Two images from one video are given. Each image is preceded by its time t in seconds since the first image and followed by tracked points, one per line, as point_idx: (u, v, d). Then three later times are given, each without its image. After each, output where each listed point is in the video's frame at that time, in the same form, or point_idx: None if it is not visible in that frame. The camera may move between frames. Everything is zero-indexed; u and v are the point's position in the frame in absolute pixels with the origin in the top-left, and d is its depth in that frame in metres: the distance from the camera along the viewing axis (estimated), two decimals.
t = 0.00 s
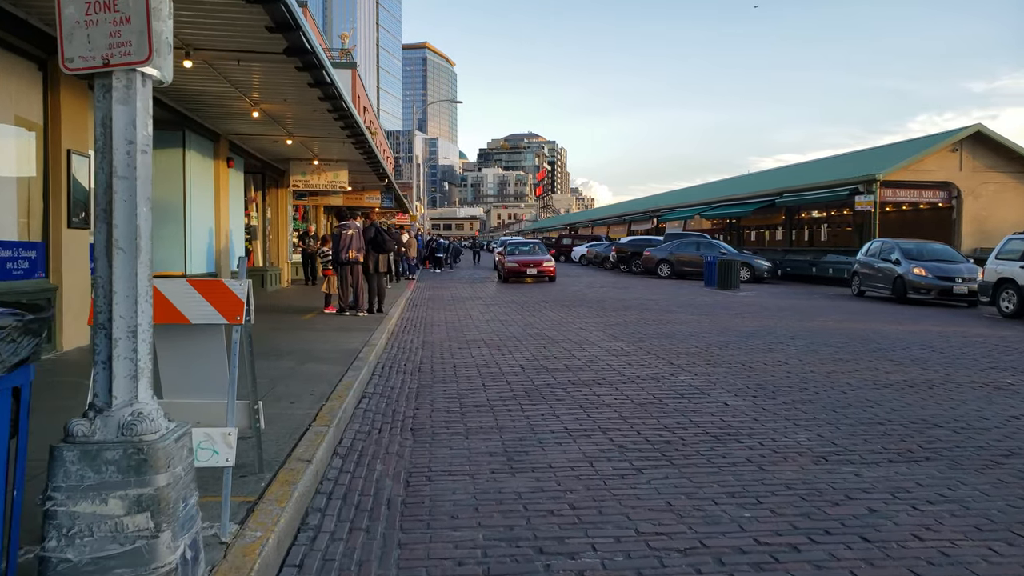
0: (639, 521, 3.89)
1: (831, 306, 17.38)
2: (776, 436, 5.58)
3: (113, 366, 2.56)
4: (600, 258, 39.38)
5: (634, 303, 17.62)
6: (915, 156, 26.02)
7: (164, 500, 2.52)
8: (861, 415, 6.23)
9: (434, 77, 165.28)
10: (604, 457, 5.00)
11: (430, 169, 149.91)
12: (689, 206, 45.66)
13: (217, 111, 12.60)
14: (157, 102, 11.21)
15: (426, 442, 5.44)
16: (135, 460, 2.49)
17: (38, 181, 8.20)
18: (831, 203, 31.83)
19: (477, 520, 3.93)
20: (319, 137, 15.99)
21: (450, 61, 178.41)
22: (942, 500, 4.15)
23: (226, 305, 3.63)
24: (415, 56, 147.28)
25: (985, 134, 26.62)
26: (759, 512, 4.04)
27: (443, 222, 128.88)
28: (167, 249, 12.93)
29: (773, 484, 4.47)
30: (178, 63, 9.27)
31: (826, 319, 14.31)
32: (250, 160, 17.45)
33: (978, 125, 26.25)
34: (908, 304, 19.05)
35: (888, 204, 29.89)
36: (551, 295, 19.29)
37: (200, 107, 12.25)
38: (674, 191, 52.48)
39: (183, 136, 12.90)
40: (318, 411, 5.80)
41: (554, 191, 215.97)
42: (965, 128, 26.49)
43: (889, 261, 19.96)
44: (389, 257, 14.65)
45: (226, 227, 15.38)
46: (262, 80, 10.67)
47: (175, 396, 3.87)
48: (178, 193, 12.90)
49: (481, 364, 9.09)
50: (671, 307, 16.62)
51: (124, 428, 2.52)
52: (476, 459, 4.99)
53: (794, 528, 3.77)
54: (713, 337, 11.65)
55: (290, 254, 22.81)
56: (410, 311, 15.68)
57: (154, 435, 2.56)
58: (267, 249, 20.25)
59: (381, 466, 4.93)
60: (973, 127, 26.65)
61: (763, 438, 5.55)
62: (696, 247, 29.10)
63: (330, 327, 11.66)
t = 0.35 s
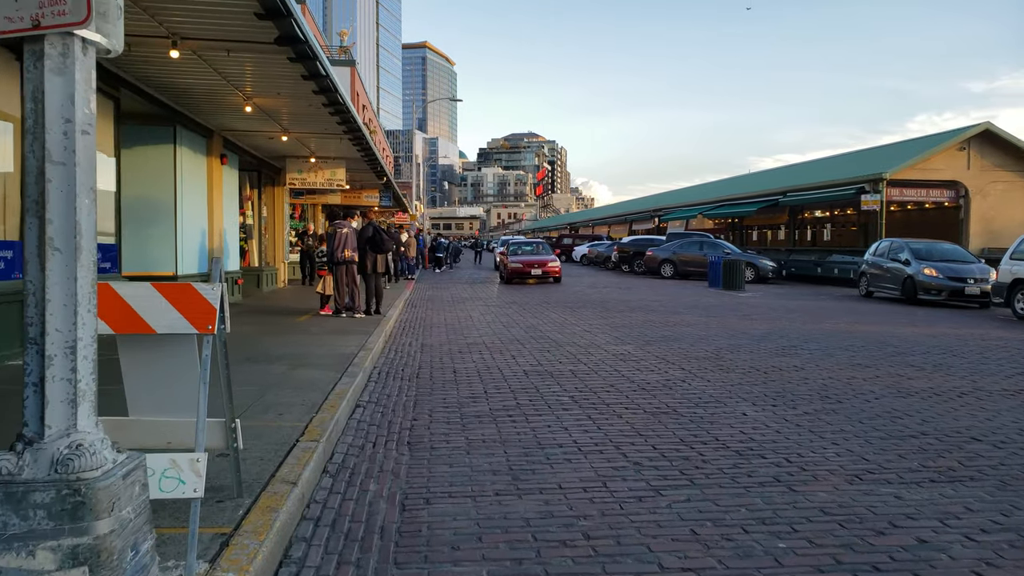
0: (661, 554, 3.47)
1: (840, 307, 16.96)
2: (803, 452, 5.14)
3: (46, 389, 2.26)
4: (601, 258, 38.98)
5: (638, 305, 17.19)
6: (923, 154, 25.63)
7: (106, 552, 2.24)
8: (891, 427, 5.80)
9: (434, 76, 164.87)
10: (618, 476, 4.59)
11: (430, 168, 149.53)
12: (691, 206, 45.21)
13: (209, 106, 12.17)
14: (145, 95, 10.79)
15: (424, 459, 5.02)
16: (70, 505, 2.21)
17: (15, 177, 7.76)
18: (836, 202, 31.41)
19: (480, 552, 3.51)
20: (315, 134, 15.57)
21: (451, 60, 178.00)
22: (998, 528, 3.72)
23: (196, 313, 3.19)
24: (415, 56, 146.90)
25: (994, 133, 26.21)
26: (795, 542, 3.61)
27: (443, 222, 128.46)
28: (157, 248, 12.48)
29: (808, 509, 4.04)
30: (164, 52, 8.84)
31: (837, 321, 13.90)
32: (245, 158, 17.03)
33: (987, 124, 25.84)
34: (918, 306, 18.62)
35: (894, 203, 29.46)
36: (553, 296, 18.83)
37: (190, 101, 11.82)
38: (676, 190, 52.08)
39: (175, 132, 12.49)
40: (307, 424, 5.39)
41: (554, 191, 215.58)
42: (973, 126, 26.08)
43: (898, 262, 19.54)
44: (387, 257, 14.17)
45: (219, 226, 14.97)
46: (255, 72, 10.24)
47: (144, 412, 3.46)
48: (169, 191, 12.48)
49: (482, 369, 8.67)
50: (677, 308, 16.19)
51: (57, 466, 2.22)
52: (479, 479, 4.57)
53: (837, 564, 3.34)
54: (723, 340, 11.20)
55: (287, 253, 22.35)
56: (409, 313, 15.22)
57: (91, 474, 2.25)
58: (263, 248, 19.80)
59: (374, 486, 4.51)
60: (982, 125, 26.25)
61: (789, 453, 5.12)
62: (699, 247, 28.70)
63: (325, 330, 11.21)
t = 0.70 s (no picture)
0: None
1: (851, 310, 16.55)
2: (840, 474, 4.70)
3: None
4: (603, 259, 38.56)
5: (644, 307, 16.77)
6: (931, 153, 25.26)
7: None
8: (930, 444, 5.37)
9: (434, 76, 164.48)
10: (641, 505, 4.16)
11: (430, 168, 149.11)
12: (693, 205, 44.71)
13: (200, 102, 11.74)
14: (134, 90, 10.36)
15: (427, 483, 4.60)
16: None
17: None
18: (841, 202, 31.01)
19: None
20: (312, 132, 15.14)
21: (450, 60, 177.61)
22: None
23: (165, 329, 2.85)
24: (414, 55, 146.49)
25: (1003, 131, 25.82)
26: None
27: (443, 222, 128.04)
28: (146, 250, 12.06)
29: (856, 545, 3.60)
30: (151, 43, 8.42)
31: (850, 324, 13.49)
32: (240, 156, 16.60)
33: (996, 122, 25.44)
34: (930, 308, 18.21)
35: (900, 203, 29.07)
36: (558, 298, 18.34)
37: (181, 96, 11.39)
38: (678, 190, 51.70)
39: (165, 128, 12.05)
40: (299, 443, 4.97)
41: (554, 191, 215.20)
42: (982, 125, 25.68)
43: (909, 263, 19.14)
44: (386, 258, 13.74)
45: (214, 226, 14.54)
46: (248, 66, 9.81)
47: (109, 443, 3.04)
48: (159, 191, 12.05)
49: (486, 377, 8.24)
50: (684, 311, 15.78)
51: None
52: (487, 507, 4.15)
53: None
54: (736, 345, 10.78)
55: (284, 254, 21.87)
56: (408, 316, 14.77)
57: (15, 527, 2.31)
58: (259, 249, 19.34)
59: (372, 516, 4.08)
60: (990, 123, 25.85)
61: (825, 475, 4.69)
62: (703, 248, 28.28)
63: (321, 334, 10.76)
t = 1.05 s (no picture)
0: None
1: (860, 311, 16.14)
2: (877, 495, 4.26)
3: None
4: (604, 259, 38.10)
5: (648, 308, 16.34)
6: (938, 151, 24.88)
7: None
8: (969, 459, 4.92)
9: (433, 76, 164.05)
10: (660, 533, 3.74)
11: (429, 169, 148.73)
12: (694, 205, 44.23)
13: (188, 95, 11.29)
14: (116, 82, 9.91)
15: (422, 506, 4.15)
16: None
17: None
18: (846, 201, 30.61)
19: None
20: (305, 129, 14.69)
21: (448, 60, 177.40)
22: None
23: (107, 343, 2.60)
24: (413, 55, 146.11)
25: (1010, 129, 25.42)
26: None
27: (441, 222, 127.64)
28: (135, 250, 11.65)
29: None
30: (132, 31, 7.98)
31: (862, 325, 13.08)
32: (232, 153, 16.16)
33: (1004, 120, 25.03)
34: (940, 308, 17.81)
35: (906, 202, 28.68)
36: (560, 299, 17.88)
37: (169, 89, 10.96)
38: (679, 190, 51.31)
39: (154, 123, 11.67)
40: (281, 460, 4.53)
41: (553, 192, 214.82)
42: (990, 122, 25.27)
43: (918, 262, 18.74)
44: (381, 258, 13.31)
45: (204, 225, 14.11)
46: (236, 56, 9.36)
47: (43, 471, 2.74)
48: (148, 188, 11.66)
49: (486, 383, 7.80)
50: (689, 312, 15.34)
51: None
52: (489, 537, 3.71)
53: None
54: (747, 348, 10.34)
55: (279, 255, 21.41)
56: (406, 318, 14.32)
57: None
58: (253, 249, 18.90)
59: (360, 546, 3.64)
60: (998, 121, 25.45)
61: (860, 496, 4.25)
62: (706, 248, 27.84)
63: (314, 338, 10.31)
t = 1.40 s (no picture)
0: None
1: (871, 315, 15.73)
2: (921, 531, 3.83)
3: None
4: (605, 260, 37.68)
5: (653, 312, 15.93)
6: (947, 150, 24.49)
7: None
8: (1015, 486, 4.50)
9: (433, 76, 163.66)
10: None
11: (429, 169, 148.30)
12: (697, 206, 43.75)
13: (176, 92, 10.89)
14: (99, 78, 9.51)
15: (417, 544, 3.73)
16: None
17: None
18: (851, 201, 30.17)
19: None
20: (300, 128, 14.28)
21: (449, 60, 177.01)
22: None
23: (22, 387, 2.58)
24: (413, 55, 145.71)
25: (1019, 129, 25.03)
26: None
27: (441, 223, 127.20)
28: (122, 253, 11.28)
29: None
30: (112, 23, 7.58)
31: (875, 331, 12.68)
32: (226, 152, 15.75)
33: (1013, 119, 24.64)
34: (952, 312, 17.37)
35: (912, 203, 28.28)
36: (563, 303, 17.39)
37: (155, 84, 10.55)
38: (681, 190, 50.90)
39: (143, 121, 11.29)
40: (262, 489, 4.12)
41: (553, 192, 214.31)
42: (999, 122, 24.88)
43: (928, 265, 18.33)
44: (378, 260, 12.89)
45: (196, 226, 13.71)
46: (223, 50, 8.95)
47: None
48: (136, 189, 11.28)
49: (486, 395, 7.38)
50: (696, 316, 14.93)
51: None
52: None
53: None
54: (759, 356, 9.93)
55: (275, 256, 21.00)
56: (403, 322, 13.87)
57: None
58: (248, 251, 18.49)
59: None
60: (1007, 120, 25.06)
61: (903, 532, 3.82)
62: (709, 250, 27.44)
63: (307, 346, 9.85)
